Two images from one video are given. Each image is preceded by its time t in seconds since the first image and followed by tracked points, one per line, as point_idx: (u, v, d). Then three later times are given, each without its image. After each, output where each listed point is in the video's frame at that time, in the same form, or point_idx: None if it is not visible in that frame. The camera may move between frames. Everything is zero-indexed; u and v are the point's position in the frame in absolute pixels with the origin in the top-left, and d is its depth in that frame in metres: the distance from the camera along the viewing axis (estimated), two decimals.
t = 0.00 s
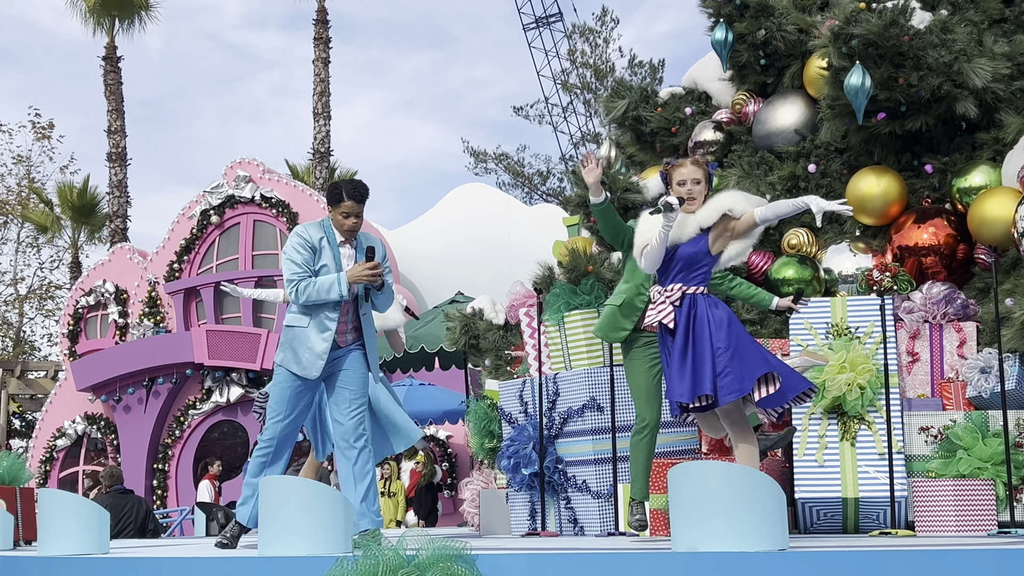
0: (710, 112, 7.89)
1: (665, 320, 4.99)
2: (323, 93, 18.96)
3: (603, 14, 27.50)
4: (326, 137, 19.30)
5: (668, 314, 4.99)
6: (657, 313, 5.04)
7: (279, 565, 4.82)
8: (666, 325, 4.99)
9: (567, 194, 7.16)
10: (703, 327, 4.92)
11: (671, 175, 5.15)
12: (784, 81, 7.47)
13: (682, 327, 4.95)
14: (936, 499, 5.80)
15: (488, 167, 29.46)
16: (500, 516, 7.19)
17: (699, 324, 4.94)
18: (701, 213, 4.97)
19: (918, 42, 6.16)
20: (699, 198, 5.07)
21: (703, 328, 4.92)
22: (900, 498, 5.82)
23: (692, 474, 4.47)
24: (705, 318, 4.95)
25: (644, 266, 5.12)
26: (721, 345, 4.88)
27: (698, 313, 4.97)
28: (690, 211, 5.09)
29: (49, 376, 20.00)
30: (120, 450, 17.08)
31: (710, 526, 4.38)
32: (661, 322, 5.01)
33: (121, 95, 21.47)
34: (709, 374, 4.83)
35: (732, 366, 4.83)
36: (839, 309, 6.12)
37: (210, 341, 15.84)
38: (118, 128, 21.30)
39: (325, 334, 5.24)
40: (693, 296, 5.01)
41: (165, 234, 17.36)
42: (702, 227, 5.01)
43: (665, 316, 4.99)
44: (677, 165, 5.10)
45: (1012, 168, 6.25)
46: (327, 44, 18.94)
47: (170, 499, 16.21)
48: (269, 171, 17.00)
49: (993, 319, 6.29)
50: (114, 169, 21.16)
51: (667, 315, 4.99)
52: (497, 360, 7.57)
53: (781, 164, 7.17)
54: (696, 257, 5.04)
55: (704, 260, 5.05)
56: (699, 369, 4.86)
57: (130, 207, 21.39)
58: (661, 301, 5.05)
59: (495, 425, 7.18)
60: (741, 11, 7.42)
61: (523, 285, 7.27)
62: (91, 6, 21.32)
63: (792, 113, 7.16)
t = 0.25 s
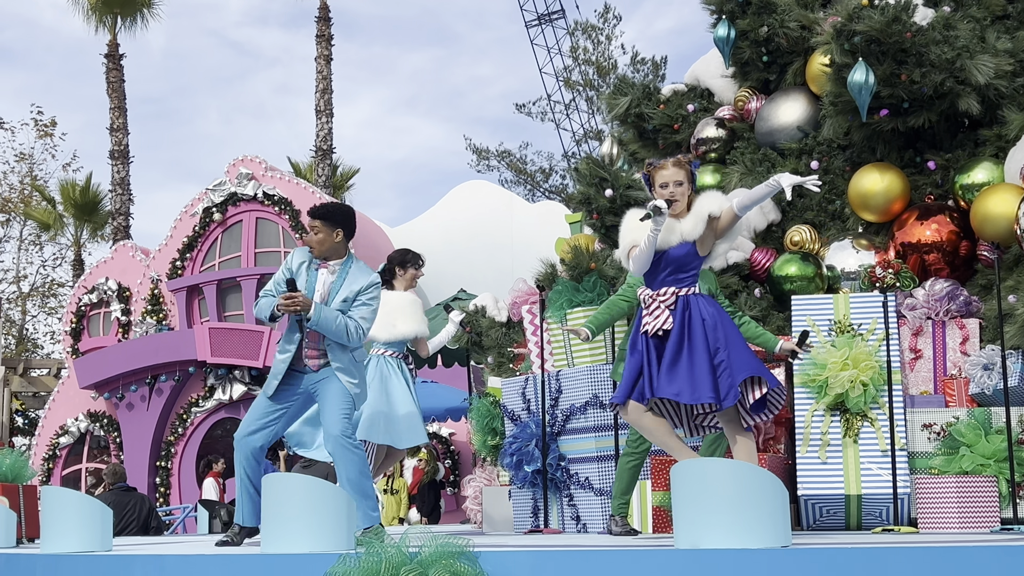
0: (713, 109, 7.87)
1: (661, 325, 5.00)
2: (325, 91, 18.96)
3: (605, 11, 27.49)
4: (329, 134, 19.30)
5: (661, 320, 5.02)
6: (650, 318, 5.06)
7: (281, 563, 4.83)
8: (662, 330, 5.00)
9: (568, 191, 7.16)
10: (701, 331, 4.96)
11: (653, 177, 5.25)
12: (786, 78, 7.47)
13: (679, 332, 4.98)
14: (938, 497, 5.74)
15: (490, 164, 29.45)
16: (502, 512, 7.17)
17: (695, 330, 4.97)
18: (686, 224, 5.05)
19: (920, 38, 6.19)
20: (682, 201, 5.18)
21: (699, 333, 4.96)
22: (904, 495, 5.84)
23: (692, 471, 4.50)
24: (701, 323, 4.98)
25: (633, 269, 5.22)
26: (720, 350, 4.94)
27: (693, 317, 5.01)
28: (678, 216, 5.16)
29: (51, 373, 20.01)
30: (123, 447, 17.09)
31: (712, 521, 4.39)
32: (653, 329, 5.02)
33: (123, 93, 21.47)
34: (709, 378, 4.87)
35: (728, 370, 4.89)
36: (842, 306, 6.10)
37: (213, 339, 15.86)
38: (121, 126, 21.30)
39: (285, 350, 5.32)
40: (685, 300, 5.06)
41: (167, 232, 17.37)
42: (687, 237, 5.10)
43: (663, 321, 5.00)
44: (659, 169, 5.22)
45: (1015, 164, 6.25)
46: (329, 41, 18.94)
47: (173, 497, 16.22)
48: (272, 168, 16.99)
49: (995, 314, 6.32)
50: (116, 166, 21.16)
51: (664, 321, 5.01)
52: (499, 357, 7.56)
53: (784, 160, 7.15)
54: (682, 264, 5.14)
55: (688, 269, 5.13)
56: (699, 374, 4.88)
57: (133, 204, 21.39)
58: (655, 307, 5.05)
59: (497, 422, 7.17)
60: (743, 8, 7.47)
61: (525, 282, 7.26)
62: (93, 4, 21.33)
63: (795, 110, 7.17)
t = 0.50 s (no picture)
0: (715, 107, 7.84)
1: (624, 334, 4.69)
2: (327, 89, 18.95)
3: (608, 8, 27.45)
4: (331, 132, 19.29)
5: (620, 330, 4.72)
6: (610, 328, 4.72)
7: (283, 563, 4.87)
8: (625, 339, 4.70)
9: (571, 189, 7.18)
10: (666, 336, 4.74)
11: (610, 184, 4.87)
12: (789, 75, 7.44)
13: (648, 339, 4.72)
14: (941, 495, 5.74)
15: (493, 162, 29.43)
16: (507, 511, 7.15)
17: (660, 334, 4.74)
18: (646, 243, 4.70)
19: (923, 35, 6.18)
20: (637, 213, 4.83)
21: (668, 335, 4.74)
22: (906, 492, 5.90)
23: (695, 468, 4.49)
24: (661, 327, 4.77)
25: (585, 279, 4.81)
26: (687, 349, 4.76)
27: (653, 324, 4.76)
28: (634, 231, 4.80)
29: (54, 372, 20.03)
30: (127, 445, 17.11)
31: (715, 518, 4.39)
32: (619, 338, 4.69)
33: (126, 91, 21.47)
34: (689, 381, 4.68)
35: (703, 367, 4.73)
36: (844, 304, 6.13)
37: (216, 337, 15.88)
38: (123, 124, 21.29)
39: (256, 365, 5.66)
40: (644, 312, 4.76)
41: (170, 230, 17.36)
42: (643, 256, 4.77)
43: (626, 330, 4.70)
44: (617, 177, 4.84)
45: (1017, 162, 6.25)
46: (331, 39, 18.92)
47: (176, 495, 16.27)
48: (274, 167, 16.98)
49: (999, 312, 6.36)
50: (119, 164, 21.17)
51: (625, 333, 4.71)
52: (502, 355, 7.55)
53: (786, 158, 7.20)
54: (642, 280, 4.80)
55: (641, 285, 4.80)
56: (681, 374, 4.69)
57: (136, 202, 21.39)
58: (617, 316, 4.73)
59: (500, 419, 7.17)
60: (745, 6, 7.52)
61: (529, 281, 7.25)
62: (95, 2, 21.32)
63: (798, 107, 7.14)
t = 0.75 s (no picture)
0: (719, 103, 7.83)
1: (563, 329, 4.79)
2: (331, 86, 18.95)
3: (611, 5, 27.44)
4: (334, 130, 19.29)
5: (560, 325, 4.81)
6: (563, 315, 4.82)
7: (293, 556, 4.92)
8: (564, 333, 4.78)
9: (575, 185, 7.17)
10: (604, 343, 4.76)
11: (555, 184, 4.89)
12: (792, 71, 7.43)
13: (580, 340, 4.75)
14: (944, 491, 5.63)
15: (496, 159, 29.42)
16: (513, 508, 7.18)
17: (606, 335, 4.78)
18: (587, 246, 4.76)
19: (927, 32, 6.18)
20: (582, 211, 4.85)
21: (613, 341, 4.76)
22: (911, 489, 5.91)
23: (702, 465, 4.50)
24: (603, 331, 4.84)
25: (541, 281, 4.94)
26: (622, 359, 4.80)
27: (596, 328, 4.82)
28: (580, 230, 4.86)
29: (58, 370, 20.05)
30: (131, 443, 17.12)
31: (720, 514, 4.39)
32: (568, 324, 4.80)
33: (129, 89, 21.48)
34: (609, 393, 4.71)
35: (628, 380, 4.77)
36: (848, 300, 6.14)
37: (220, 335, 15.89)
38: (127, 122, 21.32)
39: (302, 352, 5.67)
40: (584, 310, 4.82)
41: (174, 228, 17.37)
42: (588, 257, 4.83)
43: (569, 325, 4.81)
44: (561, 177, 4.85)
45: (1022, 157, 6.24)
46: (335, 37, 18.93)
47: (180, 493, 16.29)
48: (278, 165, 16.98)
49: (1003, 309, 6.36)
50: (123, 163, 21.18)
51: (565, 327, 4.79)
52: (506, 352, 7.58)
53: (790, 155, 7.15)
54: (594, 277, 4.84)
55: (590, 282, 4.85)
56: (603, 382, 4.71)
57: (139, 201, 21.40)
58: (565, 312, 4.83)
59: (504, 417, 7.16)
60: (749, 2, 7.48)
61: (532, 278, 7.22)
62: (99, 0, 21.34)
63: (801, 103, 7.16)
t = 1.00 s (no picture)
0: (723, 100, 7.82)
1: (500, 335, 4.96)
2: (335, 84, 18.96)
3: (615, 2, 27.45)
4: (339, 128, 19.30)
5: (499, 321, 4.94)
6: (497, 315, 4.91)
7: (306, 555, 4.95)
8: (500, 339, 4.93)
9: (579, 183, 7.17)
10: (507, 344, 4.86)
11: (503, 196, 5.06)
12: (797, 68, 7.43)
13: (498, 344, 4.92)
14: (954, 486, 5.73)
15: (500, 157, 29.43)
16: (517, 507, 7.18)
17: (530, 341, 4.81)
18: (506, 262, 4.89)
19: (932, 28, 6.18)
20: (515, 228, 4.98)
21: (528, 347, 4.79)
22: (915, 486, 5.79)
23: (705, 462, 4.51)
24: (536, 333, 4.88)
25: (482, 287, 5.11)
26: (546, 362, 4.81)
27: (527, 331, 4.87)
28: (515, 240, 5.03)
29: (64, 368, 20.09)
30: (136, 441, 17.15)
31: (724, 508, 4.40)
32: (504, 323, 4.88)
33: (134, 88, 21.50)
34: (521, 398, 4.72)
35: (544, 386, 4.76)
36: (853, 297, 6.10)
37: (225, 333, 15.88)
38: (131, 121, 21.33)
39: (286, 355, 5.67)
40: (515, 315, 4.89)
41: (178, 226, 17.38)
42: (510, 271, 4.93)
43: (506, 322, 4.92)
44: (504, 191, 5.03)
45: None
46: (338, 35, 18.92)
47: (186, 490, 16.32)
48: (282, 163, 16.99)
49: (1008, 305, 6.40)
50: (128, 161, 21.20)
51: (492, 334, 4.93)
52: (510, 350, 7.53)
53: (794, 152, 7.14)
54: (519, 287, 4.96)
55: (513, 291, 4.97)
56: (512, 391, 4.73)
57: (144, 199, 21.42)
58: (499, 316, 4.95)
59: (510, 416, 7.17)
60: None
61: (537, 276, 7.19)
62: None
63: (806, 100, 7.15)
